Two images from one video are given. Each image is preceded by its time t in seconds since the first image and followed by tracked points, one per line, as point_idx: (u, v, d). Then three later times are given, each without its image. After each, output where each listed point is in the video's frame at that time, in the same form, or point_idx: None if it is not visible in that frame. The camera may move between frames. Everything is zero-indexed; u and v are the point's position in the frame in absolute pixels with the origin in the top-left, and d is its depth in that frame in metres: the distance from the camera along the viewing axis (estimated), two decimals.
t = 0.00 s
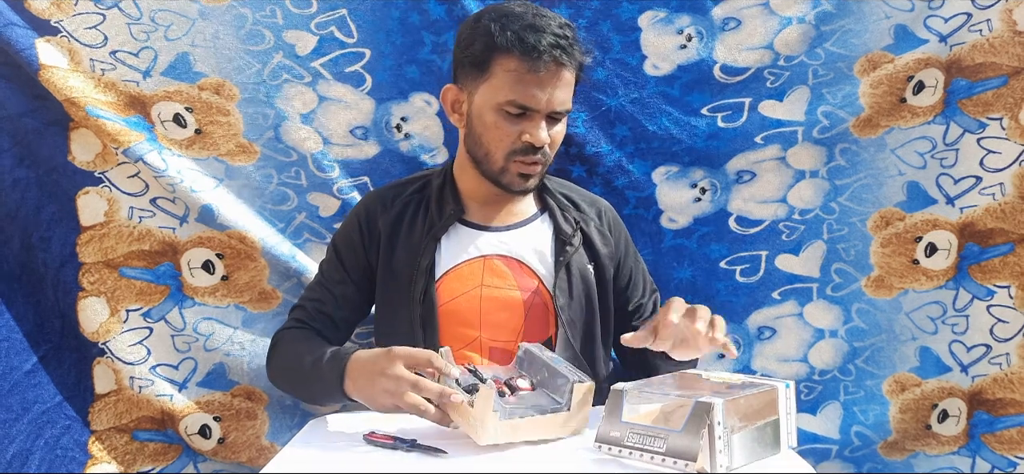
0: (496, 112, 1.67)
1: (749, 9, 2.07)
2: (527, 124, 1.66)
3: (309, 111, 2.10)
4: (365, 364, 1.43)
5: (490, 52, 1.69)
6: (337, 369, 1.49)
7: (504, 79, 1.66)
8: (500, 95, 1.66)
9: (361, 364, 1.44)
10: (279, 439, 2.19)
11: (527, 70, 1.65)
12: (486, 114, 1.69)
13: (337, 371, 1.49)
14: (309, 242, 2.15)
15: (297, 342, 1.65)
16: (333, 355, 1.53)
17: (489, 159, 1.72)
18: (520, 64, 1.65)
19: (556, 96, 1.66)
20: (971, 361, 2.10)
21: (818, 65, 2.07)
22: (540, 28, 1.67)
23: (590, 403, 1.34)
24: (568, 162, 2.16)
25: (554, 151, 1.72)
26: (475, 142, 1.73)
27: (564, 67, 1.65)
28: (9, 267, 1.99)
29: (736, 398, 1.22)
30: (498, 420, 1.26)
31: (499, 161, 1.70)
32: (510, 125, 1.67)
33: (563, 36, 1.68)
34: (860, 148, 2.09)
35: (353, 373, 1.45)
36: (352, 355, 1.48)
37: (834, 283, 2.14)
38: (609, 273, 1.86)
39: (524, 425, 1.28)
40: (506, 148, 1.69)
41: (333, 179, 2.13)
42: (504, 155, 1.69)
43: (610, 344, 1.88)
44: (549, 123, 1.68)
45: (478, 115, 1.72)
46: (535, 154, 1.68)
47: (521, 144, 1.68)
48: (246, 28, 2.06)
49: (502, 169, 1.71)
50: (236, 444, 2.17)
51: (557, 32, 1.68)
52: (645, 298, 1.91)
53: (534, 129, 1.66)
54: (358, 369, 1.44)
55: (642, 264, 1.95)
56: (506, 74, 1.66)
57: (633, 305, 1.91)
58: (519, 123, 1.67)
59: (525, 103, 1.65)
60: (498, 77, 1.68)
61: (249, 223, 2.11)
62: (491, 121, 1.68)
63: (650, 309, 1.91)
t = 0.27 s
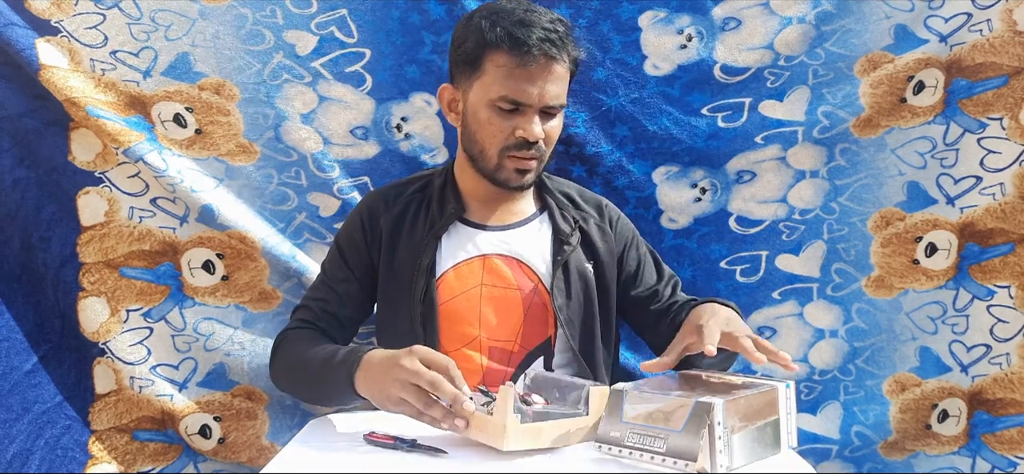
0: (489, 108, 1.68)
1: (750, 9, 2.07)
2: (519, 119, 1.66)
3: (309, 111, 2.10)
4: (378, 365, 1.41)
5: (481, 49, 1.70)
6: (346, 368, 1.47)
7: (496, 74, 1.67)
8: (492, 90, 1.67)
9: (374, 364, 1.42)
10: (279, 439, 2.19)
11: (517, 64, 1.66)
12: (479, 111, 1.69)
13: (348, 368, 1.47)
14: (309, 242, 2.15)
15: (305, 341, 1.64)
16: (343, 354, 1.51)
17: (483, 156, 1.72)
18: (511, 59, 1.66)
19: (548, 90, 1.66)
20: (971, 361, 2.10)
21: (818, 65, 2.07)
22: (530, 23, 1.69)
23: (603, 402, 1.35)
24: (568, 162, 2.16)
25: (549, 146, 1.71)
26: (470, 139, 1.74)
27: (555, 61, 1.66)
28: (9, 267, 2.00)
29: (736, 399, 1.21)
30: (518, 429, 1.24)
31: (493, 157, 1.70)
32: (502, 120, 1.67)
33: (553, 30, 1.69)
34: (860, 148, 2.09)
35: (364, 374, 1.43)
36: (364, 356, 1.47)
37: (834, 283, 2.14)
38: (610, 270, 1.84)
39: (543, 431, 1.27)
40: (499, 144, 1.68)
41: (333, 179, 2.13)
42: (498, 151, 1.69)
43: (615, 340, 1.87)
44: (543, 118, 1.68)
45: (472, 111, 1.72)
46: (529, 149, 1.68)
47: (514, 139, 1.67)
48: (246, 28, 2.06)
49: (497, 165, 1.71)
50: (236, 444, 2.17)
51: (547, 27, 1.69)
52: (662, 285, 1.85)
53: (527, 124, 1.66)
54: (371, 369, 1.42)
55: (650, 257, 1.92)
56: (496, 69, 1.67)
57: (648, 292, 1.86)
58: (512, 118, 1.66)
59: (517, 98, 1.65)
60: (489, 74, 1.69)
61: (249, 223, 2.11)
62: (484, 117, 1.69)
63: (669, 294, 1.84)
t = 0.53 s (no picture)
0: (481, 105, 1.68)
1: (749, 9, 2.07)
2: (512, 116, 1.66)
3: (309, 111, 2.10)
4: (374, 368, 1.42)
5: (472, 47, 1.70)
6: (346, 370, 1.48)
7: (486, 71, 1.67)
8: (484, 88, 1.67)
9: (371, 367, 1.43)
10: (279, 439, 2.19)
11: (507, 60, 1.65)
12: (473, 108, 1.70)
13: (348, 369, 1.48)
14: (309, 242, 2.15)
15: (309, 344, 1.64)
16: (343, 356, 1.52)
17: (478, 154, 1.72)
18: (500, 56, 1.66)
19: (539, 85, 1.66)
20: (971, 361, 2.10)
21: (818, 65, 2.07)
22: (520, 20, 1.68)
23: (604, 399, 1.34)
24: (568, 162, 2.16)
25: (544, 143, 1.70)
26: (465, 137, 1.74)
27: (544, 56, 1.65)
28: (9, 267, 1.99)
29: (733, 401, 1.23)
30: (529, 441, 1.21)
31: (487, 154, 1.70)
32: (495, 117, 1.67)
33: (543, 26, 1.69)
34: (860, 148, 2.09)
35: (361, 377, 1.44)
36: (364, 358, 1.48)
37: (834, 283, 2.14)
38: (613, 268, 1.84)
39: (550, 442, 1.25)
40: (493, 141, 1.68)
41: (334, 179, 2.13)
42: (493, 149, 1.69)
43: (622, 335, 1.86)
44: (535, 115, 1.68)
45: (466, 110, 1.72)
46: (522, 146, 1.68)
47: (507, 136, 1.67)
48: (246, 28, 2.06)
49: (492, 163, 1.71)
50: (236, 444, 2.17)
51: (537, 23, 1.69)
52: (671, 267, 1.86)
53: (519, 120, 1.65)
54: (366, 372, 1.43)
55: (655, 245, 1.91)
56: (487, 66, 1.67)
57: (658, 277, 1.85)
58: (504, 115, 1.66)
59: (508, 94, 1.65)
60: (481, 71, 1.69)
61: (249, 223, 2.11)
62: (477, 114, 1.69)
63: (677, 276, 1.84)
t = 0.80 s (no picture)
0: (475, 105, 1.68)
1: (750, 9, 2.07)
2: (505, 114, 1.66)
3: (309, 110, 2.10)
4: (376, 368, 1.42)
5: (462, 46, 1.70)
6: (348, 371, 1.48)
7: (478, 71, 1.67)
8: (476, 87, 1.67)
9: (374, 367, 1.43)
10: (279, 439, 2.18)
11: (497, 58, 1.65)
12: (466, 109, 1.69)
13: (351, 370, 1.48)
14: (309, 242, 2.15)
15: (309, 347, 1.64)
16: (345, 357, 1.52)
17: (474, 154, 1.71)
18: (491, 54, 1.66)
19: (531, 82, 1.66)
20: (972, 362, 2.09)
21: (819, 65, 2.07)
22: (509, 17, 1.68)
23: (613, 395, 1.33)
24: (569, 162, 2.16)
25: (539, 139, 1.70)
26: (460, 138, 1.73)
27: (535, 52, 1.66)
28: (8, 267, 1.99)
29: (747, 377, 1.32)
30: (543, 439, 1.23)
31: (483, 154, 1.70)
32: (488, 116, 1.66)
33: (532, 22, 1.69)
34: (861, 148, 2.08)
35: (364, 377, 1.44)
36: (366, 359, 1.48)
37: (835, 283, 2.14)
38: (611, 268, 1.83)
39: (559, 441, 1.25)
40: (488, 141, 1.68)
41: (333, 179, 2.13)
42: (488, 148, 1.69)
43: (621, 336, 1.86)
44: (529, 112, 1.67)
45: (460, 111, 1.72)
46: (518, 143, 1.67)
47: (502, 134, 1.67)
48: (245, 28, 2.05)
49: (488, 162, 1.70)
50: (236, 445, 2.16)
51: (526, 19, 1.69)
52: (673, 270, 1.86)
53: (513, 118, 1.65)
54: (370, 373, 1.43)
55: (655, 248, 1.91)
56: (478, 65, 1.67)
57: (659, 281, 1.85)
58: (497, 113, 1.66)
59: (500, 92, 1.65)
60: (472, 71, 1.69)
61: (249, 223, 2.11)
62: (471, 114, 1.69)
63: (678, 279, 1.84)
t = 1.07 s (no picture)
0: (481, 104, 1.68)
1: (750, 9, 2.07)
2: (513, 109, 1.67)
3: (309, 111, 2.10)
4: (377, 364, 1.44)
5: (464, 46, 1.71)
6: (349, 369, 1.49)
7: (482, 69, 1.68)
8: (482, 85, 1.68)
9: (374, 363, 1.45)
10: (280, 438, 2.19)
11: (502, 54, 1.66)
12: (473, 107, 1.69)
13: (353, 368, 1.49)
14: (309, 242, 2.16)
15: (311, 345, 1.65)
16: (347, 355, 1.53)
17: (482, 152, 1.71)
18: (495, 51, 1.67)
19: (536, 76, 1.67)
20: (971, 361, 2.10)
21: (818, 65, 2.07)
22: (509, 14, 1.70)
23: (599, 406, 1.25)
24: (568, 162, 2.16)
25: (546, 133, 1.71)
26: (467, 137, 1.73)
27: (539, 46, 1.67)
28: (9, 267, 2.00)
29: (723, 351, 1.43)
30: (489, 440, 1.20)
31: (493, 150, 1.70)
32: (496, 112, 1.67)
33: (532, 17, 1.70)
34: (860, 148, 2.09)
35: (364, 374, 1.46)
36: (367, 356, 1.49)
37: (834, 283, 2.14)
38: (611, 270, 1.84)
39: (521, 445, 1.22)
40: (497, 137, 1.68)
41: (334, 179, 2.14)
42: (498, 144, 1.69)
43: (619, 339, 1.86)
44: (536, 106, 1.68)
45: (465, 110, 1.72)
46: (527, 137, 1.68)
47: (511, 130, 1.67)
48: (246, 28, 2.05)
49: (499, 159, 1.70)
50: (236, 444, 2.17)
51: (526, 15, 1.70)
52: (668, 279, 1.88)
53: (522, 113, 1.66)
54: (370, 368, 1.45)
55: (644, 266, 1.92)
56: (482, 63, 1.68)
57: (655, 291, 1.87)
58: (505, 109, 1.67)
59: (507, 88, 1.66)
60: (476, 70, 1.69)
61: (249, 223, 2.11)
62: (478, 112, 1.69)
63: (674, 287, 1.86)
